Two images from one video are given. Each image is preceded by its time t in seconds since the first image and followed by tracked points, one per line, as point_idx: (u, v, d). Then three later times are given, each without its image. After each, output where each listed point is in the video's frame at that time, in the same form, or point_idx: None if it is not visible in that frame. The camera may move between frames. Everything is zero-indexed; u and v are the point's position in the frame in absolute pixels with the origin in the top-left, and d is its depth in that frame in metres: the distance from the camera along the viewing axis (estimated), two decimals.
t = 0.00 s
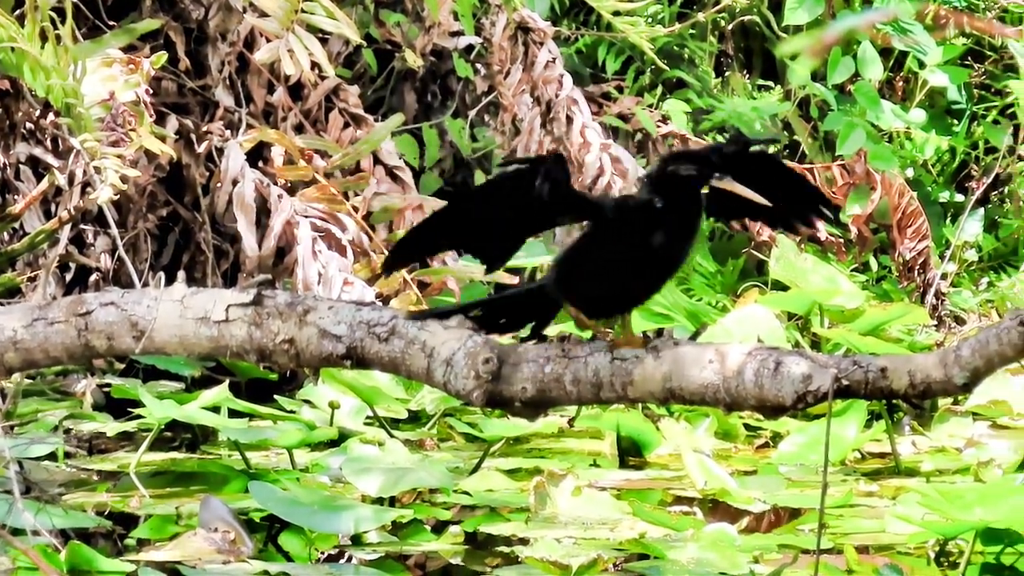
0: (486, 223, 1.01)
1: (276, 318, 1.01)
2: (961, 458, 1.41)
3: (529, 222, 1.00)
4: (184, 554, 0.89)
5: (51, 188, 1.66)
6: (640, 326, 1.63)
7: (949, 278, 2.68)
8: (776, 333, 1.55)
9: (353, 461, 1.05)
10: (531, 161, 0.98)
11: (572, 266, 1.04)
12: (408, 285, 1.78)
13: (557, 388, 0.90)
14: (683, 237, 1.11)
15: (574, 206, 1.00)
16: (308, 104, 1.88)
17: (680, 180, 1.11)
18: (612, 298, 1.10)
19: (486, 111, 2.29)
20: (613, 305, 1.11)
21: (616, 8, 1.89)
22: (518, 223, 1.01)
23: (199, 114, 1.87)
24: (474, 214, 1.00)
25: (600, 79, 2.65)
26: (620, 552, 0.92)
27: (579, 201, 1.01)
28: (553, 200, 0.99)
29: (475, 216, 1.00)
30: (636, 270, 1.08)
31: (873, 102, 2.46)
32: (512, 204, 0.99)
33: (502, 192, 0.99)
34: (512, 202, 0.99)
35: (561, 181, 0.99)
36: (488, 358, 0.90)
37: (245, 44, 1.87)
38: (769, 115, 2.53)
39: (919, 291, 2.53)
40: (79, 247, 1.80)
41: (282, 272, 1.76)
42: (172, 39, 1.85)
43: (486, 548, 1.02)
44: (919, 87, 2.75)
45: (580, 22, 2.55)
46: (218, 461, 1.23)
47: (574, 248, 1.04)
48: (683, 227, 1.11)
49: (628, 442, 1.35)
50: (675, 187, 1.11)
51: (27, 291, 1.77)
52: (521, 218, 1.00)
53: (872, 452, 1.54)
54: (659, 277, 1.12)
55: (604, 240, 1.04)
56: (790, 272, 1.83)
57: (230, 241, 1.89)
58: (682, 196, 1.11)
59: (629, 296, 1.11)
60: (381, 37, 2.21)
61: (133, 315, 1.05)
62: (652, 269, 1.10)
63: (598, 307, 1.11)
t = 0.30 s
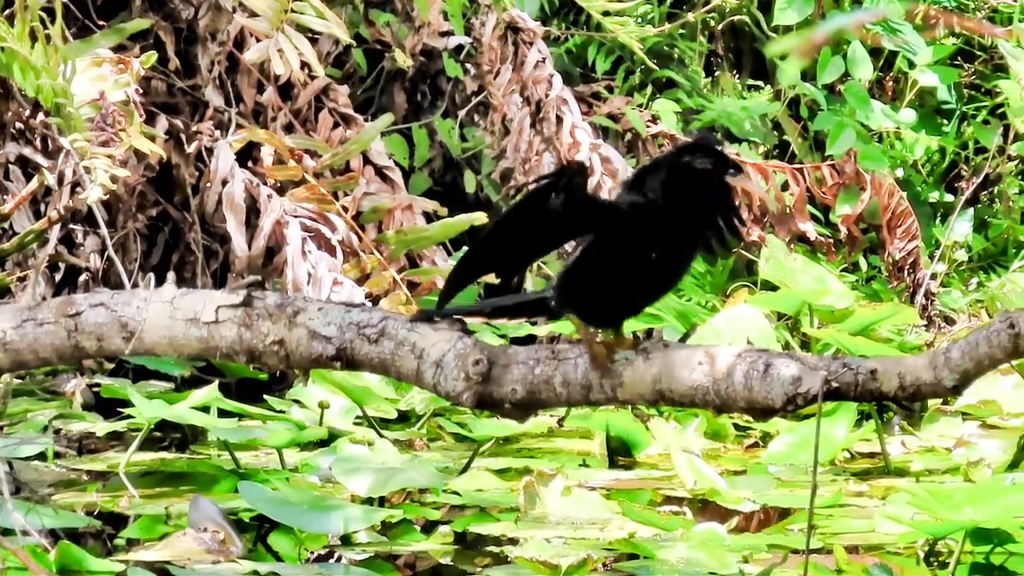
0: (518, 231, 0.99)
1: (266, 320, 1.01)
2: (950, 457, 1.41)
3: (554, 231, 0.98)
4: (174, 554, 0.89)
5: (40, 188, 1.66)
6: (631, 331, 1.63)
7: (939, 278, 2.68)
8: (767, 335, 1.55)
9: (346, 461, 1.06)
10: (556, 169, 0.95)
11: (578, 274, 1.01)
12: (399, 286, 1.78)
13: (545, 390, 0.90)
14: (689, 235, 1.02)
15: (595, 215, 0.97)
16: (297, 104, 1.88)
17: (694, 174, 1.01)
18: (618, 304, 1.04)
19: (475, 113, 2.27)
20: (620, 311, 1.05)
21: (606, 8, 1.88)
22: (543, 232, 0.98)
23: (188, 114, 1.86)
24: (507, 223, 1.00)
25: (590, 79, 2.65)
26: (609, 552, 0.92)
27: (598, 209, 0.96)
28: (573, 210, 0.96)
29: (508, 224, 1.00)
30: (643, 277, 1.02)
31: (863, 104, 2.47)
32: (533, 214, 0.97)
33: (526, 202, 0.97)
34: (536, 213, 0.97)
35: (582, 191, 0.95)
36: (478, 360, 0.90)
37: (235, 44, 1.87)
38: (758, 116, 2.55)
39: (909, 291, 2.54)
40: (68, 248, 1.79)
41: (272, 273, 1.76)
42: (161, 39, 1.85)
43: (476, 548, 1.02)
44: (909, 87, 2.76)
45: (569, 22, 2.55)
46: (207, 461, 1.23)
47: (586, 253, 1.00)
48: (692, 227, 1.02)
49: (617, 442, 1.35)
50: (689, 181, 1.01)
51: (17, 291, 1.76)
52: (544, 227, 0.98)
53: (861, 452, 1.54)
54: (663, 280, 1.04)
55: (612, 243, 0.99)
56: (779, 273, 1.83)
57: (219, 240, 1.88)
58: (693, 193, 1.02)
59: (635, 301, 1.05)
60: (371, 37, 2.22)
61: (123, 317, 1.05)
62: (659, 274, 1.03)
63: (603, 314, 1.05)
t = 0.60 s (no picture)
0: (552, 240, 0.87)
1: (250, 318, 1.01)
2: (936, 458, 1.42)
3: (591, 239, 0.87)
4: (157, 555, 0.89)
5: (27, 187, 1.65)
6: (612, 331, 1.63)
7: (924, 279, 2.70)
8: (750, 335, 1.55)
9: (329, 460, 1.06)
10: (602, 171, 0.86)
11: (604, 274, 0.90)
12: (383, 286, 1.77)
13: (530, 388, 0.90)
14: (723, 252, 0.92)
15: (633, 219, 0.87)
16: (282, 104, 1.88)
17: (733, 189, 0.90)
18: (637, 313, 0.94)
19: (462, 111, 2.28)
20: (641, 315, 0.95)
21: (592, 8, 1.89)
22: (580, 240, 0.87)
23: (173, 114, 1.85)
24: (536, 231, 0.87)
25: (575, 79, 2.65)
26: (595, 552, 0.93)
27: (637, 213, 0.87)
28: (614, 218, 0.86)
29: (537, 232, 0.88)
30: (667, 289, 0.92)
31: (848, 102, 2.48)
32: (572, 224, 0.86)
33: (565, 208, 0.85)
34: (576, 219, 0.86)
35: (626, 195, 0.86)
36: (461, 359, 0.91)
37: (221, 43, 1.86)
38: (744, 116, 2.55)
39: (894, 291, 2.55)
40: (54, 247, 1.78)
41: (257, 272, 1.75)
42: (147, 38, 1.84)
43: (460, 547, 1.02)
44: (895, 87, 2.77)
45: (554, 23, 2.55)
46: (193, 461, 1.23)
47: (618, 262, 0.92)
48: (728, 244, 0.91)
49: (602, 442, 1.35)
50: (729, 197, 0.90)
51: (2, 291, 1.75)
52: (582, 236, 0.87)
53: (846, 452, 1.55)
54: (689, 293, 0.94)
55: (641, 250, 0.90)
56: (766, 273, 1.84)
57: (205, 241, 1.87)
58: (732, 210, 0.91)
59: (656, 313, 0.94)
60: (357, 37, 2.21)
61: (108, 315, 1.05)
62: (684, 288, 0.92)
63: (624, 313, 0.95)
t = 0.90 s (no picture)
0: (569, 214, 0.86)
1: (226, 318, 1.00)
2: (914, 457, 1.43)
3: (612, 221, 0.86)
4: (134, 556, 0.88)
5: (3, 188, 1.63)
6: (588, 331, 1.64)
7: (902, 278, 2.72)
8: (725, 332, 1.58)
9: (307, 460, 1.06)
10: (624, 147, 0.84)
11: (632, 267, 0.85)
12: (361, 286, 1.76)
13: (507, 388, 0.90)
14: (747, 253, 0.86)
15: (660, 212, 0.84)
16: (258, 104, 1.89)
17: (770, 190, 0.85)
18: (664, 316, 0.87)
19: (438, 112, 2.28)
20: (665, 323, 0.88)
21: (570, 8, 1.89)
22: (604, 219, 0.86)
23: (150, 114, 1.84)
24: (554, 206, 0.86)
25: (552, 79, 2.66)
26: (572, 552, 0.93)
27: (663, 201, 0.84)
28: (639, 200, 0.84)
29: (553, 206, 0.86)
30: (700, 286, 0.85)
31: (825, 101, 2.49)
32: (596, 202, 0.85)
33: (587, 178, 0.85)
34: (601, 195, 0.85)
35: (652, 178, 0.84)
36: (440, 359, 0.91)
37: (197, 44, 1.85)
38: (721, 116, 2.57)
39: (871, 290, 2.56)
40: (30, 248, 1.76)
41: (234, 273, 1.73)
42: (124, 38, 1.83)
43: (437, 547, 1.00)
44: (872, 86, 2.79)
45: (531, 23, 2.56)
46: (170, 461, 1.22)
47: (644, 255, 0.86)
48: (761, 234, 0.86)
49: (580, 442, 1.36)
50: (764, 196, 0.85)
51: None
52: (607, 216, 0.86)
53: (823, 452, 1.56)
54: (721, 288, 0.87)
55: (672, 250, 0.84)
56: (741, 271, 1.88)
57: (182, 241, 1.87)
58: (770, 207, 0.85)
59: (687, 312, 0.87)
60: (334, 37, 2.20)
61: (84, 316, 1.04)
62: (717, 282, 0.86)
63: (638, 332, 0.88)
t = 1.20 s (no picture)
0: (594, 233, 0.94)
1: (183, 318, 1.00)
2: (871, 457, 1.45)
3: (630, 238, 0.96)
4: (91, 557, 0.87)
5: None
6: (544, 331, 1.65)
7: (860, 277, 2.76)
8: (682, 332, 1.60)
9: (263, 459, 1.05)
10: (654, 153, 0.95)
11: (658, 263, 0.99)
12: (318, 286, 1.76)
13: (465, 389, 0.91)
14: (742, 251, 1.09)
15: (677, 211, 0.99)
16: (215, 104, 1.87)
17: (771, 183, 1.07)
18: (683, 306, 1.13)
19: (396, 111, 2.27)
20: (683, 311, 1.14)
21: (528, 8, 1.88)
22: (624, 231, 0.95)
23: (108, 114, 1.82)
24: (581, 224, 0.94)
25: (510, 79, 2.66)
26: (529, 552, 0.93)
27: (673, 202, 0.98)
28: (655, 207, 0.96)
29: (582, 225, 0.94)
30: (715, 278, 1.10)
31: (782, 101, 2.52)
32: (612, 215, 0.93)
33: (614, 195, 0.93)
34: (620, 207, 0.93)
35: (664, 188, 0.96)
36: (396, 359, 0.90)
37: (155, 43, 1.83)
38: (678, 116, 2.59)
39: (829, 291, 2.62)
40: None
41: (191, 272, 1.72)
42: (82, 38, 1.79)
43: (394, 546, 1.01)
44: (829, 87, 2.81)
45: (489, 22, 2.56)
46: (127, 461, 1.21)
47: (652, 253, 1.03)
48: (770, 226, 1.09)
49: (537, 441, 1.36)
50: (764, 187, 1.01)
51: None
52: (632, 231, 0.96)
53: (780, 452, 1.57)
54: (734, 276, 1.12)
55: (690, 239, 1.04)
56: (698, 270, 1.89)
57: (139, 241, 1.84)
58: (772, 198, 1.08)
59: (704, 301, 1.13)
60: (291, 37, 2.19)
61: (41, 316, 1.03)
62: (732, 274, 1.11)
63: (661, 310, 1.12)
